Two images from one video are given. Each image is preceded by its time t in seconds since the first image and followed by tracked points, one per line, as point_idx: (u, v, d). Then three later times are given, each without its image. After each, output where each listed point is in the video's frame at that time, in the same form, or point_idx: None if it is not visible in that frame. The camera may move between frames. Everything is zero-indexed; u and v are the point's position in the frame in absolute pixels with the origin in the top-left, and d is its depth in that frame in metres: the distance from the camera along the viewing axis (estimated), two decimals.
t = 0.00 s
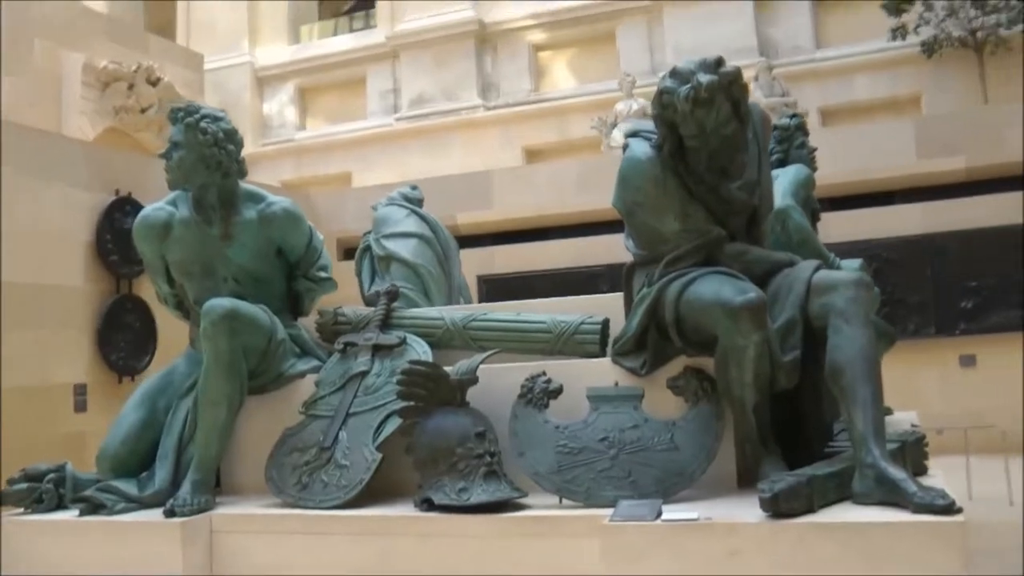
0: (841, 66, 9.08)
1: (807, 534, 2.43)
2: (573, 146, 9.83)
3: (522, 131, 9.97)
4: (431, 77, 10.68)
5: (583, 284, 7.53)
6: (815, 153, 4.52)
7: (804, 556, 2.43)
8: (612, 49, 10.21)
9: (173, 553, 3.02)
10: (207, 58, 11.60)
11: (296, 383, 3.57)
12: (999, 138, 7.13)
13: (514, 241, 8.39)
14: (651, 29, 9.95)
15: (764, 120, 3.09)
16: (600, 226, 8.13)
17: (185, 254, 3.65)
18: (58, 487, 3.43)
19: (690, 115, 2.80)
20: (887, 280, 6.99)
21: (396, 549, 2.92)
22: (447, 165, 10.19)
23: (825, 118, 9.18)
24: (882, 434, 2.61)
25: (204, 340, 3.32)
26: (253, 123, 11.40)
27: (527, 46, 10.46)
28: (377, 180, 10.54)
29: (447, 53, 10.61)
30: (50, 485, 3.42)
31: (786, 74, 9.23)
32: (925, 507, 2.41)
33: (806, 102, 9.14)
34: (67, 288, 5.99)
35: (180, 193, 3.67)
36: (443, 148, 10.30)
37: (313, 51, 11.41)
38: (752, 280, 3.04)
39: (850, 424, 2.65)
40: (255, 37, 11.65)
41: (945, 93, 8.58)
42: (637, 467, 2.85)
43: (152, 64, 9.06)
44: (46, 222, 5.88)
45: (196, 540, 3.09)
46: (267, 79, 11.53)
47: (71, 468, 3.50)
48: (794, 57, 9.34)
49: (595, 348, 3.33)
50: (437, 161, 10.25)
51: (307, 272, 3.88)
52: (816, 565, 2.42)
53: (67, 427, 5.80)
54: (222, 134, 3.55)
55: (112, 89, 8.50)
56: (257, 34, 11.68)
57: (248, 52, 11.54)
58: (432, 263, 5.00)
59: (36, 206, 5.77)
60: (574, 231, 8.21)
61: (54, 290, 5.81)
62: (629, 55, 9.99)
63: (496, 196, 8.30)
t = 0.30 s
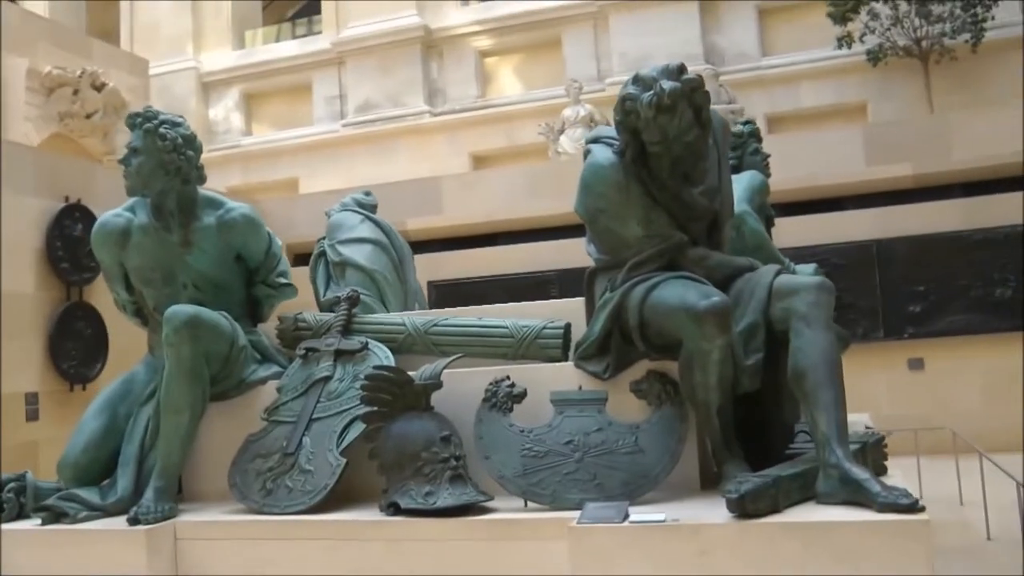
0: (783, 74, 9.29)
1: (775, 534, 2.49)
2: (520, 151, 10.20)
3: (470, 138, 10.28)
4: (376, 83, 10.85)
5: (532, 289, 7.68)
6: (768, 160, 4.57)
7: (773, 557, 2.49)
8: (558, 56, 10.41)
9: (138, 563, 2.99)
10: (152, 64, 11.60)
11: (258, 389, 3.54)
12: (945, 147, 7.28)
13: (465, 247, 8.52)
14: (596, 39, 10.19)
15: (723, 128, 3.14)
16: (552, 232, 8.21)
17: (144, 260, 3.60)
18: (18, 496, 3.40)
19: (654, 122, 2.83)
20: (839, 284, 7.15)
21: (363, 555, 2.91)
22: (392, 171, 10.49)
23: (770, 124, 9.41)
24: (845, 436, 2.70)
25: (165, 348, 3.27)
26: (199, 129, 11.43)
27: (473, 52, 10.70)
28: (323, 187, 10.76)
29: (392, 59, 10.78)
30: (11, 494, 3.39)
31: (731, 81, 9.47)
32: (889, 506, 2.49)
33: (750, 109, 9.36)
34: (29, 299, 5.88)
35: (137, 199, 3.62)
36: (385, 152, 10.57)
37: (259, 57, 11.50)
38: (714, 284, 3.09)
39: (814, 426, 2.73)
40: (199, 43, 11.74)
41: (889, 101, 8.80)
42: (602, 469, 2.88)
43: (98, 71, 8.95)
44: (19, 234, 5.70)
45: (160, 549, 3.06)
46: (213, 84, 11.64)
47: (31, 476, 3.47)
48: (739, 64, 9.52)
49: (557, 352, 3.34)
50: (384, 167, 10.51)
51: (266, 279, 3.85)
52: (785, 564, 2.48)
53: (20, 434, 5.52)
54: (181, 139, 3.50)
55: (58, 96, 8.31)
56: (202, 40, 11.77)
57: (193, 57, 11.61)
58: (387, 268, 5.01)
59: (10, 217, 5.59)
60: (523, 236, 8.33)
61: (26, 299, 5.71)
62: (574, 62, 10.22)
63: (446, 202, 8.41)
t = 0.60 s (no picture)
0: (777, 72, 9.31)
1: (779, 530, 2.52)
2: (513, 147, 10.22)
3: (465, 132, 10.29)
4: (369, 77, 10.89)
5: (527, 285, 7.70)
6: (766, 158, 4.57)
7: (776, 552, 2.52)
8: (552, 52, 10.42)
9: (141, 552, 3.00)
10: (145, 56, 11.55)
11: (259, 381, 3.55)
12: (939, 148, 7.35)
13: (460, 241, 8.52)
14: (590, 36, 10.20)
15: (726, 125, 3.16)
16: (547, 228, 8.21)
17: (146, 252, 3.61)
18: (20, 485, 3.42)
19: (660, 120, 2.85)
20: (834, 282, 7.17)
21: (366, 547, 2.94)
22: (384, 165, 10.49)
23: (763, 122, 9.44)
24: (846, 433, 2.73)
25: (168, 339, 3.28)
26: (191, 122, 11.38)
27: (467, 47, 10.70)
28: (316, 180, 10.74)
29: (385, 53, 10.79)
30: (13, 482, 3.41)
31: (724, 79, 9.49)
32: (890, 504, 2.53)
33: (744, 106, 9.38)
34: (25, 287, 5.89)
35: (140, 190, 3.62)
36: (378, 147, 10.56)
37: (252, 50, 11.46)
38: (716, 281, 3.12)
39: (815, 424, 2.77)
40: (192, 35, 11.68)
41: (883, 101, 8.85)
42: (604, 463, 2.91)
43: (91, 62, 8.82)
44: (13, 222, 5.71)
45: (162, 539, 3.07)
46: (206, 76, 11.59)
47: (33, 465, 3.50)
48: (733, 62, 9.55)
49: (559, 347, 3.36)
50: (376, 161, 10.51)
51: (268, 271, 3.86)
52: (788, 559, 2.51)
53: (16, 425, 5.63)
54: (184, 131, 3.50)
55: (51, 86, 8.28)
56: (194, 32, 11.71)
57: (186, 49, 11.56)
58: (385, 262, 5.01)
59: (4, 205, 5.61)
60: (517, 232, 8.35)
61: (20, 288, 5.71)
62: (568, 57, 10.24)
63: (441, 198, 8.42)
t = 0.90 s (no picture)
0: (780, 66, 9.32)
1: (787, 522, 2.54)
2: (515, 138, 10.22)
3: (467, 124, 10.28)
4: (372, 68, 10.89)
5: (527, 277, 7.71)
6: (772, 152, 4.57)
7: (784, 544, 2.54)
8: (554, 44, 10.41)
9: (151, 539, 3.02)
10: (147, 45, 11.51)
11: (268, 369, 3.56)
12: (943, 144, 7.37)
13: (462, 232, 8.52)
14: (593, 28, 10.19)
15: (737, 119, 3.17)
16: (550, 220, 8.21)
17: (157, 240, 3.62)
18: (30, 471, 3.44)
19: (673, 113, 2.85)
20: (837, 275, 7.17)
21: (376, 536, 2.96)
22: (386, 155, 10.48)
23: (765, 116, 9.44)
24: (854, 427, 2.75)
25: (178, 327, 3.29)
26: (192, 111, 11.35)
27: (469, 38, 10.69)
28: (318, 171, 10.75)
29: (388, 44, 10.79)
30: (22, 468, 3.43)
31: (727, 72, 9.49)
32: (899, 496, 2.55)
33: (746, 100, 9.38)
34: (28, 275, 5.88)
35: (150, 178, 3.63)
36: (380, 138, 10.56)
37: (254, 39, 11.42)
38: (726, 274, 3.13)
39: (823, 416, 2.79)
40: (195, 24, 11.65)
41: (886, 97, 8.85)
42: (614, 455, 2.92)
43: (93, 51, 8.81)
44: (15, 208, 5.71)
45: (172, 526, 3.08)
46: (209, 65, 11.57)
47: (42, 451, 3.51)
48: (736, 56, 9.55)
49: (568, 338, 3.38)
50: (378, 151, 10.50)
51: (278, 260, 3.87)
52: (797, 551, 2.53)
53: (20, 411, 5.59)
54: (196, 120, 3.51)
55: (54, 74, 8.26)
56: (197, 21, 11.69)
57: (189, 38, 11.53)
58: (391, 252, 5.02)
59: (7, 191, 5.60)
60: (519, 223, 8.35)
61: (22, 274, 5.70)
62: (571, 49, 10.23)
63: (444, 189, 8.43)
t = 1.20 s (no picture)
0: (776, 72, 9.34)
1: (785, 527, 2.55)
2: (511, 140, 10.21)
3: (464, 124, 10.27)
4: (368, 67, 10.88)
5: (524, 278, 7.68)
6: (769, 158, 4.55)
7: (782, 550, 2.55)
8: (552, 46, 10.41)
9: (145, 536, 3.01)
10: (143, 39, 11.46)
11: (264, 367, 3.55)
12: (938, 153, 7.40)
13: (457, 233, 8.51)
14: (591, 31, 10.20)
15: (739, 124, 3.17)
16: (546, 222, 8.19)
17: (155, 235, 3.61)
18: (22, 465, 3.42)
19: (675, 118, 2.85)
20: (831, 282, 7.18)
21: (372, 536, 2.95)
22: (381, 154, 10.47)
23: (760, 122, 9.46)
24: (853, 434, 2.76)
25: (175, 324, 3.28)
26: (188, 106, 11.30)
27: (466, 39, 10.69)
28: (313, 169, 10.72)
29: (385, 43, 10.77)
30: (15, 462, 3.41)
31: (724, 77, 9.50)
32: (898, 504, 2.57)
33: (742, 105, 9.39)
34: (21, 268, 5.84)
35: (149, 174, 3.63)
36: (375, 137, 10.54)
37: (251, 36, 11.39)
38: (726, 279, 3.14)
39: (822, 423, 2.80)
40: (192, 19, 11.60)
41: (881, 104, 8.88)
42: (611, 459, 2.92)
43: (91, 43, 8.77)
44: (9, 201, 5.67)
45: (166, 523, 3.07)
46: (205, 62, 11.52)
47: (35, 446, 3.50)
48: (732, 61, 9.56)
49: (566, 341, 3.37)
50: (373, 150, 10.48)
51: (275, 258, 3.87)
52: (794, 557, 2.55)
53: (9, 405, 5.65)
54: (197, 116, 3.51)
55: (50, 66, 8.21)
56: (194, 16, 11.64)
57: (185, 33, 11.48)
58: (388, 252, 5.01)
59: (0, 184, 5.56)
60: (515, 224, 8.35)
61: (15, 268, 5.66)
62: (568, 52, 10.24)
63: (440, 189, 8.43)
